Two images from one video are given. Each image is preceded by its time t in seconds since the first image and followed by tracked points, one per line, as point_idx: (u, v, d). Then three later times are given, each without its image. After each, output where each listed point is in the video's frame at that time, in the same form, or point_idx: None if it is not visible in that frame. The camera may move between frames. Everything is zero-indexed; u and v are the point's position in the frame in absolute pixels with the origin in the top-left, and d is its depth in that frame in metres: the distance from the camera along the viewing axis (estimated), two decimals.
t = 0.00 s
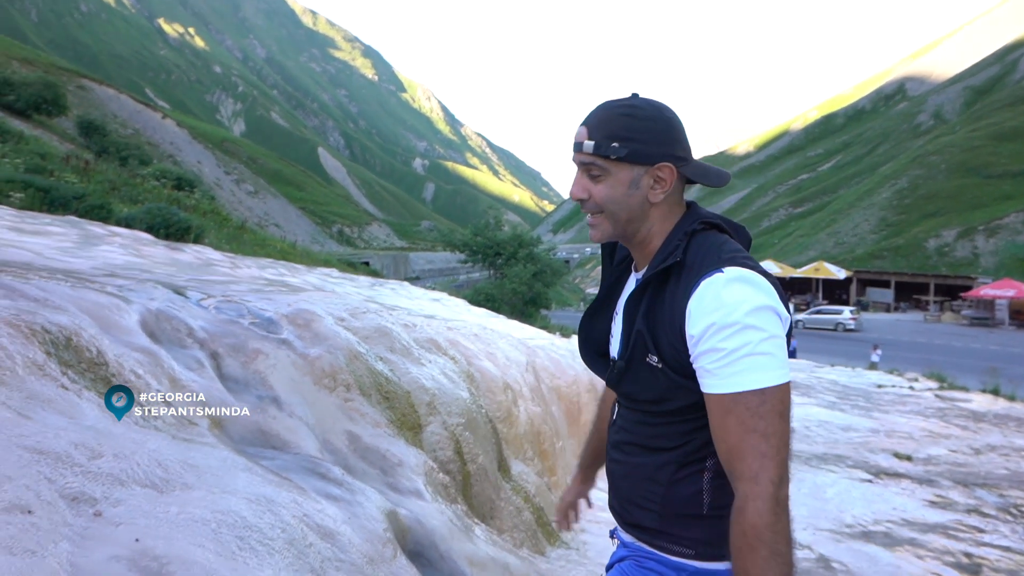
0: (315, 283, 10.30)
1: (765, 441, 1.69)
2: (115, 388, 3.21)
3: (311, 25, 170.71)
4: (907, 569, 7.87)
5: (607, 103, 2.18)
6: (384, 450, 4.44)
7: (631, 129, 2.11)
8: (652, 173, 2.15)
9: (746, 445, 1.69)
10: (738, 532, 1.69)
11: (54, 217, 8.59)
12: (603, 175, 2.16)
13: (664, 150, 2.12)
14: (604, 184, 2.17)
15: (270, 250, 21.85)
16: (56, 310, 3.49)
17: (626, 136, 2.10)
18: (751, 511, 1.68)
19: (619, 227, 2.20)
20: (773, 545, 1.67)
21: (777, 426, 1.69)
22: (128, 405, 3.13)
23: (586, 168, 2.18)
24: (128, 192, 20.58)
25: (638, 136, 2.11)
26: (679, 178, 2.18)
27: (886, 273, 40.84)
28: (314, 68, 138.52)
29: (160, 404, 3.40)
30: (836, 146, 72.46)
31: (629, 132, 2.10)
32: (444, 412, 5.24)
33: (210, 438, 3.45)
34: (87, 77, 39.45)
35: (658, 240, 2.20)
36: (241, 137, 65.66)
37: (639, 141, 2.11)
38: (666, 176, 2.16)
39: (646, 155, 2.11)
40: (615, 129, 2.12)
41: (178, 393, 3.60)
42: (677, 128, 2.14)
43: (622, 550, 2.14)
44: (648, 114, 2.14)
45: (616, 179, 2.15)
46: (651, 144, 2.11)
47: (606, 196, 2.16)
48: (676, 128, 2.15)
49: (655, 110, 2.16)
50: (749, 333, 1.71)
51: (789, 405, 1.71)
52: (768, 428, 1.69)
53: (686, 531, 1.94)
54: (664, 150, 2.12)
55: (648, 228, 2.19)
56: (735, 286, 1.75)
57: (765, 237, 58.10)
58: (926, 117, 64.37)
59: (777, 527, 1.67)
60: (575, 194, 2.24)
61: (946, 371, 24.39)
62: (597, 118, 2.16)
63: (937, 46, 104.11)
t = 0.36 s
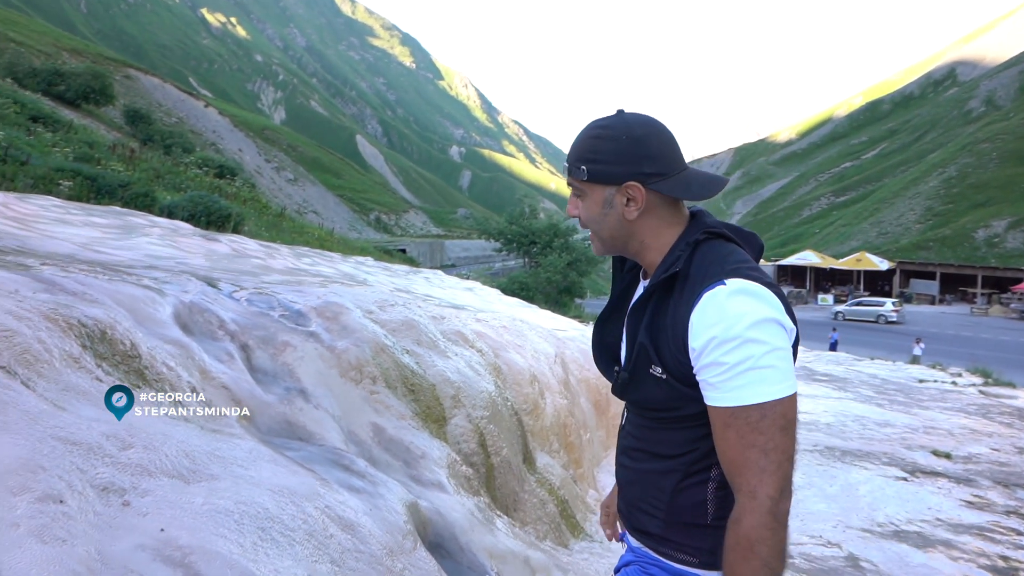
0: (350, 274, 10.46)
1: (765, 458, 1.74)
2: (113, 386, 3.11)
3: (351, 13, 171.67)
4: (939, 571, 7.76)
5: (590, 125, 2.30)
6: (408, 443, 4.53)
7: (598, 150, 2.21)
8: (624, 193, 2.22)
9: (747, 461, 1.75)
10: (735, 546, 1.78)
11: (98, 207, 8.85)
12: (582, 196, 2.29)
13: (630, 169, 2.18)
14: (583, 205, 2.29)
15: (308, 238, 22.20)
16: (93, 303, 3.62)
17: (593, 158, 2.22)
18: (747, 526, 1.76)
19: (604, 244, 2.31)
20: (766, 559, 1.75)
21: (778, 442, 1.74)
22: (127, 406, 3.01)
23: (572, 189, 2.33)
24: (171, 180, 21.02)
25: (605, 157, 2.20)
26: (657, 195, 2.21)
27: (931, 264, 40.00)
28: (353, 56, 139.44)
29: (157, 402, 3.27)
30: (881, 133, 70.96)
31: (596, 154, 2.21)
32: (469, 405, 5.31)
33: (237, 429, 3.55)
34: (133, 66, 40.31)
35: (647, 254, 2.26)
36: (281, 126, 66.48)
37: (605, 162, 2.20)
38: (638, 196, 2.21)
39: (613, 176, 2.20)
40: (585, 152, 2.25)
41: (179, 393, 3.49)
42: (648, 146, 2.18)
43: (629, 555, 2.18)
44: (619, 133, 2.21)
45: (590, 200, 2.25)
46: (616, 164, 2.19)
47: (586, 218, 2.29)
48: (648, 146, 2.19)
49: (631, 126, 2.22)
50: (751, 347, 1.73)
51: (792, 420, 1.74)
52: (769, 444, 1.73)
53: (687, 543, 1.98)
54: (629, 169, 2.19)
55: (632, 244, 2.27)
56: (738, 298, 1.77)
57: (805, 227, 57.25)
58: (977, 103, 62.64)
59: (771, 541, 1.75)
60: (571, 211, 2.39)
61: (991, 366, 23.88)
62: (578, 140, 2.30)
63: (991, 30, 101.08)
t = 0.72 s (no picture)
0: (384, 262, 10.60)
1: (743, 457, 1.83)
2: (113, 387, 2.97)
3: None
4: (972, 570, 7.64)
5: (604, 126, 2.35)
6: (432, 432, 4.64)
7: (608, 153, 2.27)
8: (630, 197, 2.28)
9: (726, 458, 1.85)
10: (702, 538, 1.87)
11: (141, 196, 9.10)
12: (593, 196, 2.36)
13: (635, 174, 2.24)
14: (594, 205, 2.36)
15: (344, 224, 22.44)
16: (131, 293, 3.77)
17: (602, 160, 2.28)
18: (715, 520, 1.85)
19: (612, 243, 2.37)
20: (727, 555, 1.85)
21: (759, 444, 1.83)
22: (129, 405, 2.89)
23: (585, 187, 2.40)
24: (212, 166, 21.40)
25: (613, 161, 2.26)
26: (662, 201, 2.26)
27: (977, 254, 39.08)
28: (391, 42, 139.80)
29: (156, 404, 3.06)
30: (929, 119, 69.24)
31: (606, 156, 2.27)
32: (494, 394, 5.39)
33: (267, 416, 3.68)
34: (176, 53, 40.99)
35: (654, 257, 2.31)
36: (319, 112, 67.04)
37: (613, 165, 2.26)
38: (643, 201, 2.27)
39: (620, 180, 2.26)
40: (596, 153, 2.31)
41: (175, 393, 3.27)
42: (657, 152, 2.23)
43: (638, 551, 2.25)
44: (629, 138, 2.26)
45: (600, 200, 2.33)
46: (623, 169, 2.25)
47: (597, 218, 2.37)
48: (656, 152, 2.23)
49: (642, 131, 2.26)
50: (741, 349, 1.81)
51: (774, 427, 1.83)
52: (748, 445, 1.83)
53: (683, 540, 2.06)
54: (636, 173, 2.24)
55: (641, 243, 2.32)
56: (732, 301, 1.86)
57: (848, 214, 56.24)
58: None
59: (735, 538, 1.84)
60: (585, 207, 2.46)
61: None
62: (593, 140, 2.36)
63: None
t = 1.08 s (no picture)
0: (414, 251, 10.73)
1: (747, 460, 1.89)
2: (112, 387, 2.86)
3: None
4: (999, 569, 7.50)
5: (607, 127, 2.40)
6: (453, 422, 4.73)
7: (615, 155, 2.32)
8: (637, 198, 2.33)
9: (731, 462, 1.91)
10: (718, 541, 1.94)
11: (178, 186, 9.32)
12: (596, 199, 2.40)
13: (643, 176, 2.29)
14: (596, 208, 2.41)
15: (377, 211, 22.66)
16: (163, 284, 3.90)
17: (608, 163, 2.32)
18: (728, 525, 1.92)
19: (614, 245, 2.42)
20: (745, 556, 1.91)
21: (762, 446, 1.89)
22: (128, 405, 2.80)
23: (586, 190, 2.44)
24: (248, 154, 21.75)
25: (621, 163, 2.31)
26: (670, 203, 2.33)
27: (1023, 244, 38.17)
28: (426, 29, 139.91)
29: (153, 406, 2.91)
30: (976, 104, 67.52)
31: (612, 159, 2.32)
32: (515, 385, 5.47)
33: (291, 404, 3.80)
34: (214, 43, 41.57)
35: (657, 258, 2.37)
36: (353, 99, 67.46)
37: (620, 169, 2.31)
38: (652, 203, 2.33)
39: (628, 181, 2.31)
40: (601, 156, 2.35)
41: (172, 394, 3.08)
42: (665, 153, 2.29)
43: (640, 544, 2.33)
44: (637, 140, 2.31)
45: (605, 203, 2.37)
46: (632, 172, 2.30)
47: (601, 220, 2.40)
48: (664, 153, 2.29)
49: (649, 135, 2.32)
50: (741, 353, 1.87)
51: (776, 427, 1.89)
52: (753, 447, 1.88)
53: (688, 536, 2.13)
54: (644, 176, 2.30)
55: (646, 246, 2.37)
56: (732, 305, 1.92)
57: (889, 203, 55.20)
58: None
59: (749, 540, 1.91)
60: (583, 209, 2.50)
61: None
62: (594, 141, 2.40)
63: None
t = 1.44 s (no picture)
0: (445, 242, 10.83)
1: (751, 462, 1.90)
2: (111, 386, 2.78)
3: None
4: None
5: (644, 124, 2.35)
6: (474, 411, 4.81)
7: (672, 151, 2.30)
8: (689, 194, 2.34)
9: (734, 464, 1.92)
10: (716, 539, 1.96)
11: (214, 176, 9.52)
12: (644, 197, 2.32)
13: (699, 170, 2.31)
14: (643, 207, 2.33)
15: (410, 200, 22.83)
16: (192, 274, 4.02)
17: (668, 158, 2.28)
18: (726, 523, 1.94)
19: (656, 244, 2.36)
20: (743, 554, 1.93)
21: (766, 448, 1.90)
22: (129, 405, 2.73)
23: (624, 190, 2.34)
24: (284, 143, 22.02)
25: (677, 158, 2.30)
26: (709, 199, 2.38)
27: None
28: (461, 17, 139.81)
29: (152, 408, 2.81)
30: None
31: (671, 154, 2.29)
32: (537, 375, 5.53)
33: (314, 392, 3.90)
34: (252, 32, 42.07)
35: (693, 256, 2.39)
36: (389, 88, 67.80)
37: (679, 163, 2.30)
38: (700, 199, 2.35)
39: (686, 176, 2.30)
40: (655, 152, 2.30)
41: (174, 396, 2.96)
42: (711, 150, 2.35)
43: (641, 536, 2.38)
44: (686, 136, 2.33)
45: (656, 200, 2.32)
46: (693, 166, 2.30)
47: (645, 218, 2.33)
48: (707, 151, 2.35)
49: (690, 132, 2.36)
50: (750, 356, 1.88)
51: (781, 431, 1.90)
52: (757, 449, 1.89)
53: (688, 531, 2.18)
54: (699, 170, 2.32)
55: (682, 245, 2.37)
56: (744, 309, 1.92)
57: (932, 193, 54.07)
58: None
59: (748, 540, 1.93)
60: (609, 212, 2.39)
61: None
62: (635, 138, 2.32)
63: None
